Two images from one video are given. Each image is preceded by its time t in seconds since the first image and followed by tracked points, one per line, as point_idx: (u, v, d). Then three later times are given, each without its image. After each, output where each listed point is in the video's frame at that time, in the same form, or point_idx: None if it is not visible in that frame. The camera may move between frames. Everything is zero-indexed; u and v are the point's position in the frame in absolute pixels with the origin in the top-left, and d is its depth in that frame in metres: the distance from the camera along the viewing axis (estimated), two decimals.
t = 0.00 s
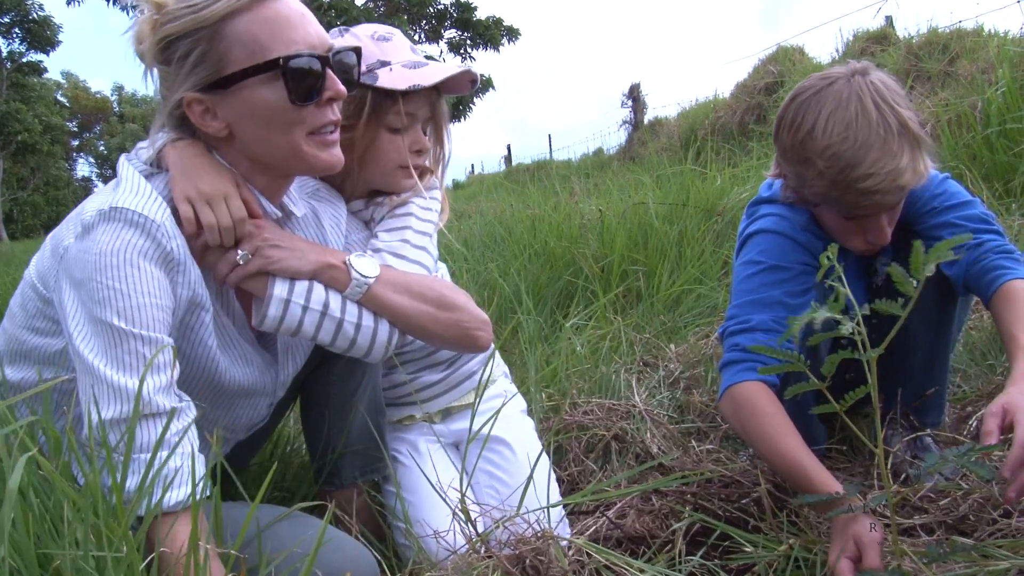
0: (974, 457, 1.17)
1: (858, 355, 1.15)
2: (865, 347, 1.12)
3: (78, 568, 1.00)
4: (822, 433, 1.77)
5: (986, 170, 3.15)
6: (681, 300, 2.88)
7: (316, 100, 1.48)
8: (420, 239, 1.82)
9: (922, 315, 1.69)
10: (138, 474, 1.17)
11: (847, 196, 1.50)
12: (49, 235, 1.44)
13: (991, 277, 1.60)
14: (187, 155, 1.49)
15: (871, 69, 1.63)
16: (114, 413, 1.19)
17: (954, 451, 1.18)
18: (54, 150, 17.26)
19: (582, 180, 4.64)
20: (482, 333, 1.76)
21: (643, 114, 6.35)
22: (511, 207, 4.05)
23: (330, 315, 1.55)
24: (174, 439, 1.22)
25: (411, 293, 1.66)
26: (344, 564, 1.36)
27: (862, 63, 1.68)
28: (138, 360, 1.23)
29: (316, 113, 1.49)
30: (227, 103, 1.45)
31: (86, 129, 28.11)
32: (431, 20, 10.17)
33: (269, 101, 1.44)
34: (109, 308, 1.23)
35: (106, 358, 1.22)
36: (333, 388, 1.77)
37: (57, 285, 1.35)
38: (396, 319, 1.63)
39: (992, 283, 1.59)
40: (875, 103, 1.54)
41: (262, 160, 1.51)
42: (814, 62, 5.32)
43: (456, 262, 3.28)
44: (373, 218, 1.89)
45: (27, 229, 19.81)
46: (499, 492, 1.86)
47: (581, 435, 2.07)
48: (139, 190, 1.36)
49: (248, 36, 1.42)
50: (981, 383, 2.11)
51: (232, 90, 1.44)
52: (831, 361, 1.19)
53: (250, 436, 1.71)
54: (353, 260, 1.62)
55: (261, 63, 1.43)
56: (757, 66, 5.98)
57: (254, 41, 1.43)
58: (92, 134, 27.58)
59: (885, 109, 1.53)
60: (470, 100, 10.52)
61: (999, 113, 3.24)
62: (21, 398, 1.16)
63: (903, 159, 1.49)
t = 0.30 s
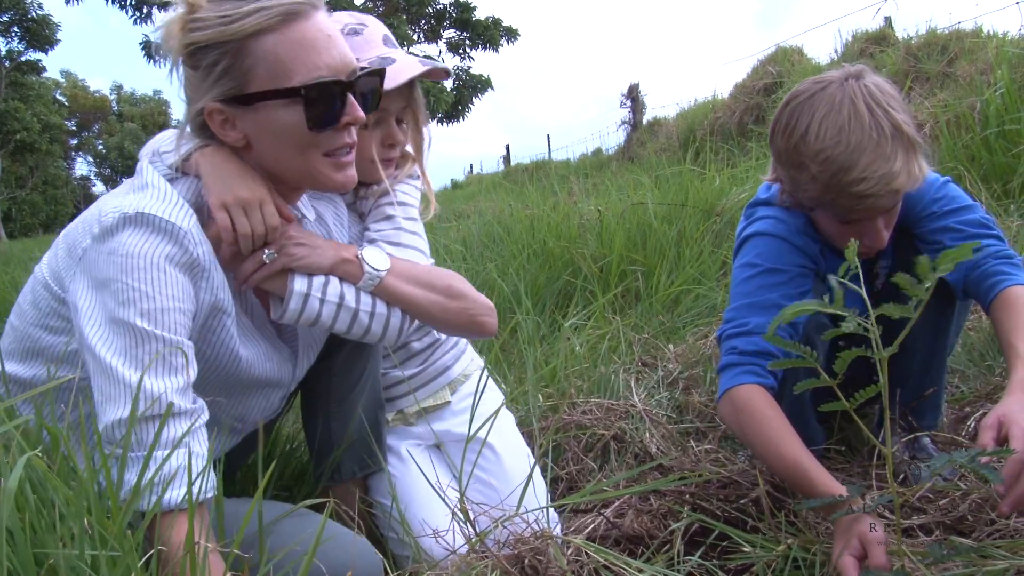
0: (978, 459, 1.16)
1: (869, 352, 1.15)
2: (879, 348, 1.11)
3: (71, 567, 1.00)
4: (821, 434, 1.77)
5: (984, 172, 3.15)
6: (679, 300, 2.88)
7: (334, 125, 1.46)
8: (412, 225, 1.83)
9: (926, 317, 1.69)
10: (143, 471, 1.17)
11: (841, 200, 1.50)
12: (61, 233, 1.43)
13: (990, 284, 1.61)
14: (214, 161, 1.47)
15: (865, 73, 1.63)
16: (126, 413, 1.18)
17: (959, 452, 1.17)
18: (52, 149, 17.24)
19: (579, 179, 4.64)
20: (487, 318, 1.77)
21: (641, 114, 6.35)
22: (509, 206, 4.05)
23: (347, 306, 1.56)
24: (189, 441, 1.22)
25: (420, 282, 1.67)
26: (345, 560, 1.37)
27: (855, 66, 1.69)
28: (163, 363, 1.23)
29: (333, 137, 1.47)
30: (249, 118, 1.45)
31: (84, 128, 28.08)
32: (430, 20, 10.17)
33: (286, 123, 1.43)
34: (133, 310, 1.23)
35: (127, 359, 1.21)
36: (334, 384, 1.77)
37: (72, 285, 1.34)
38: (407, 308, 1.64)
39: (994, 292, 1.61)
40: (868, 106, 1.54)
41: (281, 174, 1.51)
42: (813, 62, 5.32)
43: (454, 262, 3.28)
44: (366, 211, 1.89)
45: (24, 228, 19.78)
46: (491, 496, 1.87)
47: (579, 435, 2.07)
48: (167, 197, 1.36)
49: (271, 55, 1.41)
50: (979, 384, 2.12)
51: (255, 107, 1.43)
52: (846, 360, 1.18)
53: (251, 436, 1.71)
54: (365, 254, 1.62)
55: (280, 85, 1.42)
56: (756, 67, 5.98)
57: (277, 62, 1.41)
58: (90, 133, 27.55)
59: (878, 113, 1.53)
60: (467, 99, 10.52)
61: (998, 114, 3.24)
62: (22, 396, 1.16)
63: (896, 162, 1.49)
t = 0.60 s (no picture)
0: (974, 456, 1.17)
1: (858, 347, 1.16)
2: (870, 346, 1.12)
3: (61, 568, 0.99)
4: (814, 431, 1.77)
5: (981, 170, 3.16)
6: (677, 299, 2.88)
7: (326, 124, 1.45)
8: (402, 222, 1.84)
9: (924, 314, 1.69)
10: (137, 464, 1.18)
11: (835, 214, 1.49)
12: (61, 232, 1.44)
13: (996, 298, 1.57)
14: (218, 154, 1.47)
15: (869, 82, 1.60)
16: (125, 408, 1.18)
17: (953, 449, 1.18)
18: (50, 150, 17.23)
19: (577, 179, 4.63)
20: (479, 313, 1.77)
21: (638, 114, 6.35)
22: (507, 206, 4.05)
23: (343, 303, 1.56)
24: (181, 432, 1.22)
25: (415, 279, 1.67)
26: (342, 556, 1.37)
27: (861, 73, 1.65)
28: (161, 359, 1.23)
29: (326, 137, 1.47)
30: (246, 113, 1.45)
31: (81, 130, 28.05)
32: (427, 20, 10.16)
33: (281, 119, 1.44)
34: (132, 306, 1.23)
35: (123, 356, 1.21)
36: (329, 379, 1.76)
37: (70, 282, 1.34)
38: (403, 304, 1.65)
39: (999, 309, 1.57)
40: (867, 119, 1.51)
41: (278, 172, 1.51)
42: (810, 61, 5.33)
43: (453, 262, 3.28)
44: (357, 209, 1.90)
45: (23, 229, 19.76)
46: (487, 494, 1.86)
47: (578, 433, 2.07)
48: (166, 194, 1.36)
49: (269, 54, 1.41)
50: (978, 381, 2.12)
51: (252, 102, 1.43)
52: (837, 356, 1.19)
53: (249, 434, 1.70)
54: (360, 250, 1.62)
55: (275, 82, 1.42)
56: (753, 66, 5.99)
57: (275, 60, 1.41)
58: (87, 135, 27.54)
59: (877, 127, 1.50)
60: (465, 99, 10.51)
61: (995, 113, 3.25)
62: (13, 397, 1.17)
63: (894, 178, 1.47)
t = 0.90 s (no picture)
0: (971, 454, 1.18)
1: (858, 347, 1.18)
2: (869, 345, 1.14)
3: (65, 566, 0.99)
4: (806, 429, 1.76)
5: (980, 169, 3.16)
6: (676, 298, 2.88)
7: (323, 129, 1.44)
8: (406, 227, 1.84)
9: (923, 312, 1.69)
10: (144, 468, 1.17)
11: (841, 234, 1.47)
12: (55, 233, 1.43)
13: (1004, 339, 1.55)
14: (212, 155, 1.47)
15: (886, 97, 1.57)
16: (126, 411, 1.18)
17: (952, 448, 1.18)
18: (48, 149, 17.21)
19: (576, 178, 4.63)
20: (479, 313, 1.78)
21: (637, 113, 6.35)
22: (505, 205, 4.05)
23: (347, 303, 1.55)
24: (183, 439, 1.22)
25: (416, 278, 1.68)
26: (342, 555, 1.36)
27: (878, 86, 1.62)
28: (159, 363, 1.23)
29: (322, 142, 1.46)
30: (240, 115, 1.44)
31: (80, 128, 28.01)
32: (426, 19, 10.15)
33: (276, 125, 1.43)
34: (130, 309, 1.23)
35: (122, 358, 1.21)
36: (327, 377, 1.76)
37: (66, 283, 1.33)
38: (407, 306, 1.65)
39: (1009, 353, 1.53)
40: (880, 137, 1.48)
41: (274, 176, 1.51)
42: (809, 61, 5.33)
43: (451, 261, 3.27)
44: (359, 211, 1.90)
45: (21, 228, 19.73)
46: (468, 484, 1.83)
47: (577, 432, 2.06)
48: (164, 193, 1.35)
49: (265, 56, 1.40)
50: (976, 381, 2.12)
51: (246, 104, 1.42)
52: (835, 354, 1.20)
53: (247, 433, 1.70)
54: (362, 250, 1.63)
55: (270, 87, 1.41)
56: (752, 66, 5.99)
57: (270, 62, 1.41)
58: (86, 133, 27.51)
59: (890, 146, 1.47)
60: (464, 98, 10.50)
61: (994, 112, 3.25)
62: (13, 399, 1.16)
63: (902, 201, 1.45)
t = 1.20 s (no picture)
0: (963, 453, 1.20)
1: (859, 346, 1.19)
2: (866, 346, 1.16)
3: (65, 565, 0.99)
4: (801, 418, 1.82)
5: (981, 168, 3.16)
6: (676, 297, 2.88)
7: (320, 128, 1.44)
8: (407, 225, 1.84)
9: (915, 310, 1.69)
10: (142, 465, 1.17)
11: (835, 199, 1.36)
12: (51, 231, 1.43)
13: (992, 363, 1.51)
14: (204, 152, 1.46)
15: (878, 58, 1.47)
16: (122, 407, 1.18)
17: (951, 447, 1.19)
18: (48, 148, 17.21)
19: (577, 177, 4.62)
20: (480, 313, 1.76)
21: (638, 112, 6.34)
22: (506, 204, 4.04)
23: (337, 300, 1.55)
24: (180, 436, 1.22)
25: (415, 275, 1.67)
26: (343, 553, 1.36)
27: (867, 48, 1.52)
28: (153, 361, 1.23)
29: (320, 139, 1.46)
30: (236, 112, 1.44)
31: (80, 127, 27.99)
32: (427, 18, 10.15)
33: (275, 122, 1.42)
34: (121, 305, 1.22)
35: (116, 356, 1.21)
36: (326, 377, 1.76)
37: (61, 282, 1.33)
38: (401, 300, 1.64)
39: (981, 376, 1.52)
40: (871, 94, 1.38)
41: (269, 175, 1.51)
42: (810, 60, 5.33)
43: (451, 260, 3.27)
44: (360, 211, 1.90)
45: (21, 227, 19.72)
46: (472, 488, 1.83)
47: (577, 431, 2.06)
48: (154, 190, 1.35)
49: (263, 53, 1.40)
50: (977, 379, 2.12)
51: (243, 102, 1.42)
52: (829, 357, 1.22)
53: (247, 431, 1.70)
54: (358, 245, 1.62)
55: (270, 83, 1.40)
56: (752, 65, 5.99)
57: (268, 59, 1.40)
58: (86, 133, 27.51)
59: (882, 101, 1.37)
60: (465, 97, 10.49)
61: (995, 111, 3.25)
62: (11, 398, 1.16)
63: (900, 158, 1.34)
